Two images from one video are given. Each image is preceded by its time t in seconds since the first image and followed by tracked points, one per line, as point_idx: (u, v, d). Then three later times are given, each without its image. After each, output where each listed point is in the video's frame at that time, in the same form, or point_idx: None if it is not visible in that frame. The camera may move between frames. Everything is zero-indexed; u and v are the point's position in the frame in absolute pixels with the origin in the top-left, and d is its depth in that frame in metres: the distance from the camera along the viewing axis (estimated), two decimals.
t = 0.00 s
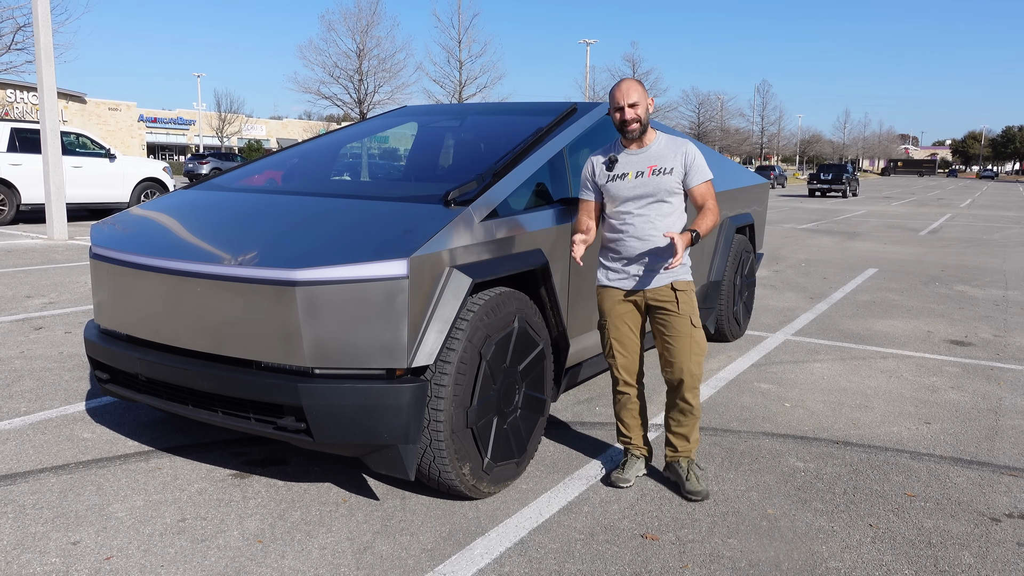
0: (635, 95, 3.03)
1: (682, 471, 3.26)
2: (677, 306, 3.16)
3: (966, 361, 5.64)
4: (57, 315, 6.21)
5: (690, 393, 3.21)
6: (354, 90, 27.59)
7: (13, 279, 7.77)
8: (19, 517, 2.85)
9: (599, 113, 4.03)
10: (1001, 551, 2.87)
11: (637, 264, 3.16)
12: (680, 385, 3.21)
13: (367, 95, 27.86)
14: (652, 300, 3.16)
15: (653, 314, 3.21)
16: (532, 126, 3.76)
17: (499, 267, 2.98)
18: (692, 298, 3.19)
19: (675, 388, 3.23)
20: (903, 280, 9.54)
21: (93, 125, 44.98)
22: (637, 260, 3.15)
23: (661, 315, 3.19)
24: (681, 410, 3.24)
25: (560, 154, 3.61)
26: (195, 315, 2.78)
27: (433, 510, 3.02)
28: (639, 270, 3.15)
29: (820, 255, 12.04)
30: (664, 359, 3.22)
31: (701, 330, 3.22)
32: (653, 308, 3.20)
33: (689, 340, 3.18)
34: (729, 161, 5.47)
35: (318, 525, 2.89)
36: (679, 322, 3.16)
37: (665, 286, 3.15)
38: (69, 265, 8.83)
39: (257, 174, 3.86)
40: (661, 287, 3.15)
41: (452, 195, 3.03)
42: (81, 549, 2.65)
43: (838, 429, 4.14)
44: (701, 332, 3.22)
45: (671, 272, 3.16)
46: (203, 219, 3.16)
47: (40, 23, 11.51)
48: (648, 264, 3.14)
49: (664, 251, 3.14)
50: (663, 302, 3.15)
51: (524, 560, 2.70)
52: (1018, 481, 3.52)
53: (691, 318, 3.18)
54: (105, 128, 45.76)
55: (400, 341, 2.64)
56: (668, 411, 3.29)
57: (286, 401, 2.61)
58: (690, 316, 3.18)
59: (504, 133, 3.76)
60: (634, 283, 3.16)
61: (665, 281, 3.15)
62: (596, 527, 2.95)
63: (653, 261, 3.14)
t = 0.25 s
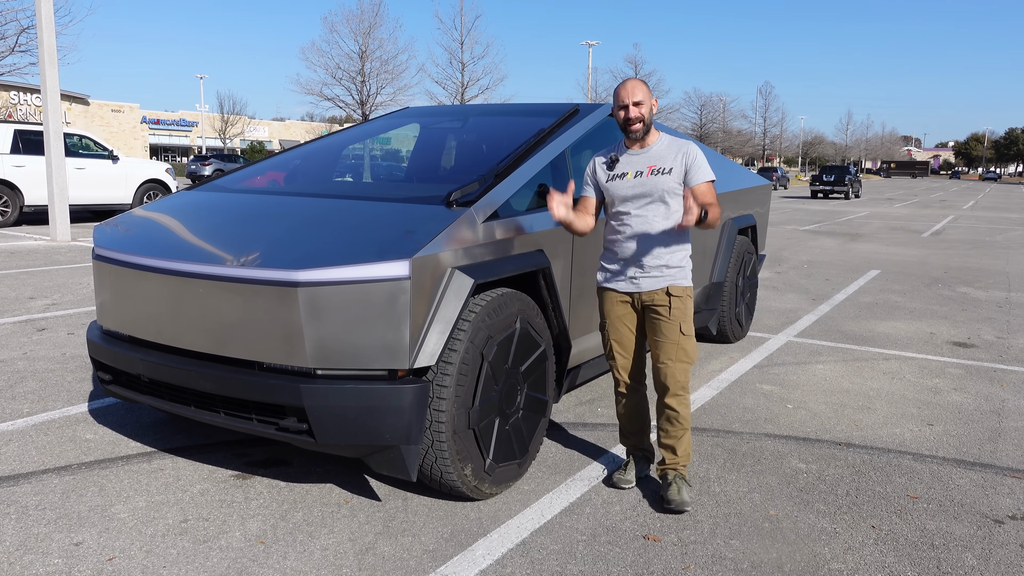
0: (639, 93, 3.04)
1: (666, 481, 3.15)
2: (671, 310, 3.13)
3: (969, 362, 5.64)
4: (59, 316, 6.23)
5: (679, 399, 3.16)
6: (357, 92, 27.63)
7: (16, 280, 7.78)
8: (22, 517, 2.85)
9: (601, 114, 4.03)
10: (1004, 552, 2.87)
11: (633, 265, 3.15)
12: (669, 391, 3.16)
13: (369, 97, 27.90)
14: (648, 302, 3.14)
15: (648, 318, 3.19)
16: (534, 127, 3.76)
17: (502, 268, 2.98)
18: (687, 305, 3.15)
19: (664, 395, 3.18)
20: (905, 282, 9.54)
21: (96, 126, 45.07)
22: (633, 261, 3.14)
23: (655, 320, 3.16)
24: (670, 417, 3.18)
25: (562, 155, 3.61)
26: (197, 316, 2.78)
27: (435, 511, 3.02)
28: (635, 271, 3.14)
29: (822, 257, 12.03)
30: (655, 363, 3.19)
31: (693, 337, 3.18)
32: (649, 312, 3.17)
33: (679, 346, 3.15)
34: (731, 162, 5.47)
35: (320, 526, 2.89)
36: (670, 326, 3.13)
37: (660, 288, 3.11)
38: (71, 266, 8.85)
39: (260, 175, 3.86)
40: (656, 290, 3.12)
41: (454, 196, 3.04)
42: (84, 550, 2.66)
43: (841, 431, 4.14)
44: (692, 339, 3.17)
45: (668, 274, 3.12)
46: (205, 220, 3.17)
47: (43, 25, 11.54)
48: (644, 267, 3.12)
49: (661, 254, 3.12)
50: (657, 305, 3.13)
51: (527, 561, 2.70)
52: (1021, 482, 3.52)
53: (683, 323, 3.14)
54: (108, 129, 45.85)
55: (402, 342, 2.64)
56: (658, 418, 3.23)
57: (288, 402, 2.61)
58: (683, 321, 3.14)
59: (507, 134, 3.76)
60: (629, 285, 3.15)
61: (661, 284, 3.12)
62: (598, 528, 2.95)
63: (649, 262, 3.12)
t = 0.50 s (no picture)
0: (649, 89, 3.02)
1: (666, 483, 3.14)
2: (670, 313, 3.11)
3: (970, 362, 5.63)
4: (60, 318, 6.23)
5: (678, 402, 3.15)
6: (357, 94, 27.64)
7: (17, 282, 7.79)
8: (24, 520, 2.86)
9: (600, 115, 4.03)
10: (1006, 551, 2.87)
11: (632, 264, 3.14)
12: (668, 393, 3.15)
13: (370, 98, 27.91)
14: (647, 304, 3.13)
15: (648, 320, 3.17)
16: (534, 128, 3.77)
17: (502, 269, 2.98)
18: (686, 308, 3.13)
19: (662, 397, 3.17)
20: (906, 281, 9.54)
21: (97, 129, 45.11)
22: (632, 260, 3.13)
23: (654, 322, 3.15)
24: (669, 420, 3.17)
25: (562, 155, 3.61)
26: (198, 318, 2.78)
27: (436, 511, 3.02)
28: (634, 271, 3.12)
29: (822, 256, 12.03)
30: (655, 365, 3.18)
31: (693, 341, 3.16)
32: (648, 314, 3.16)
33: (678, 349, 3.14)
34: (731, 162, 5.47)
35: (321, 527, 2.89)
36: (670, 329, 3.12)
37: (660, 289, 3.09)
38: (72, 268, 8.85)
39: (261, 177, 3.86)
40: (655, 291, 3.11)
41: (455, 196, 3.04)
42: (86, 552, 2.66)
43: (842, 430, 4.14)
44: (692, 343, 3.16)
45: (667, 274, 3.10)
46: (206, 222, 3.17)
47: (43, 27, 11.55)
48: (643, 266, 3.11)
49: (660, 254, 3.10)
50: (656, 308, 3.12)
51: (528, 562, 2.70)
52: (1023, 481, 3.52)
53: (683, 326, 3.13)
54: (108, 131, 45.88)
55: (403, 343, 2.64)
56: (657, 421, 3.22)
57: (288, 403, 2.62)
58: (682, 324, 3.13)
59: (507, 135, 3.76)
60: (628, 285, 3.13)
61: (660, 286, 3.11)
62: (600, 529, 2.95)
63: (648, 261, 3.11)
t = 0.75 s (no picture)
0: (649, 91, 3.04)
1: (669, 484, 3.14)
2: (672, 314, 3.12)
3: (972, 361, 5.63)
4: (62, 319, 6.24)
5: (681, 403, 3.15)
6: (357, 94, 27.64)
7: (19, 284, 7.80)
8: (25, 521, 2.86)
9: (601, 115, 4.03)
10: (1008, 551, 2.86)
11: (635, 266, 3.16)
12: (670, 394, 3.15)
13: (370, 99, 27.93)
14: (649, 305, 3.14)
15: (650, 321, 3.18)
16: (535, 129, 3.77)
17: (503, 269, 2.98)
18: (690, 309, 3.14)
19: (665, 398, 3.17)
20: (907, 280, 9.53)
21: (98, 131, 45.14)
22: (634, 261, 3.15)
23: (657, 323, 3.16)
24: (671, 421, 3.17)
25: (563, 156, 3.62)
26: (199, 319, 2.79)
27: (438, 512, 3.02)
28: (636, 271, 3.14)
29: (823, 256, 12.03)
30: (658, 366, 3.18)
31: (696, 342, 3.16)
32: (651, 315, 3.17)
33: (681, 350, 3.13)
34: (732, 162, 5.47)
35: (323, 528, 2.89)
36: (672, 329, 3.12)
37: (662, 289, 3.11)
38: (73, 271, 8.85)
39: (261, 178, 3.87)
40: (658, 292, 3.12)
41: (455, 197, 3.04)
42: (88, 553, 2.66)
43: (843, 430, 4.13)
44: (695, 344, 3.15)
45: (670, 275, 3.12)
46: (207, 223, 3.17)
47: (43, 30, 11.55)
48: (646, 266, 3.13)
49: (662, 255, 3.11)
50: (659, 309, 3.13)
51: (530, 562, 2.70)
52: None
53: (685, 327, 3.13)
54: (109, 133, 45.90)
55: (404, 344, 2.64)
56: (660, 422, 3.22)
57: (290, 404, 2.62)
58: (684, 325, 3.13)
59: (507, 135, 3.76)
60: (631, 285, 3.15)
61: (663, 286, 3.12)
62: (601, 529, 2.95)
63: (651, 263, 3.12)
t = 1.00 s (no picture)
0: (644, 94, 3.04)
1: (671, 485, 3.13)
2: (676, 313, 3.13)
3: (973, 362, 5.62)
4: (63, 322, 6.24)
5: (685, 403, 3.14)
6: (357, 97, 27.66)
7: (19, 287, 7.80)
8: (26, 524, 2.86)
9: (600, 117, 4.03)
10: (1009, 552, 2.86)
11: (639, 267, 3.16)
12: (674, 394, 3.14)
13: (371, 101, 27.95)
14: (653, 305, 3.16)
15: (654, 321, 3.19)
16: (535, 130, 3.77)
17: (503, 271, 2.98)
18: (694, 308, 3.16)
19: (669, 398, 3.16)
20: (907, 281, 9.53)
21: (98, 133, 45.17)
22: (639, 261, 3.15)
23: (661, 323, 3.17)
24: (675, 421, 3.16)
25: (563, 157, 3.62)
26: (200, 321, 2.79)
27: (438, 514, 3.02)
28: (641, 271, 3.15)
29: (824, 257, 12.03)
30: (661, 366, 3.19)
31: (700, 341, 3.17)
32: (654, 315, 3.18)
33: (686, 349, 3.14)
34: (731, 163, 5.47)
35: (323, 530, 2.89)
36: (677, 328, 3.13)
37: (667, 289, 3.12)
38: (73, 273, 8.86)
39: (262, 180, 3.87)
40: (662, 291, 3.13)
41: (455, 199, 3.05)
42: (89, 556, 2.66)
43: (845, 431, 4.13)
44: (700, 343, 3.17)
45: (674, 275, 3.13)
46: (208, 226, 3.17)
47: (44, 32, 11.57)
48: (650, 267, 3.14)
49: (666, 255, 3.13)
50: (662, 308, 3.14)
51: (530, 564, 2.69)
52: None
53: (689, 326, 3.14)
54: (110, 136, 45.93)
55: (404, 346, 2.64)
56: (663, 423, 3.21)
57: (290, 406, 2.62)
58: (688, 324, 3.14)
59: (507, 137, 3.77)
60: (635, 285, 3.15)
61: (667, 286, 3.13)
62: (602, 531, 2.95)
63: (655, 263, 3.13)
